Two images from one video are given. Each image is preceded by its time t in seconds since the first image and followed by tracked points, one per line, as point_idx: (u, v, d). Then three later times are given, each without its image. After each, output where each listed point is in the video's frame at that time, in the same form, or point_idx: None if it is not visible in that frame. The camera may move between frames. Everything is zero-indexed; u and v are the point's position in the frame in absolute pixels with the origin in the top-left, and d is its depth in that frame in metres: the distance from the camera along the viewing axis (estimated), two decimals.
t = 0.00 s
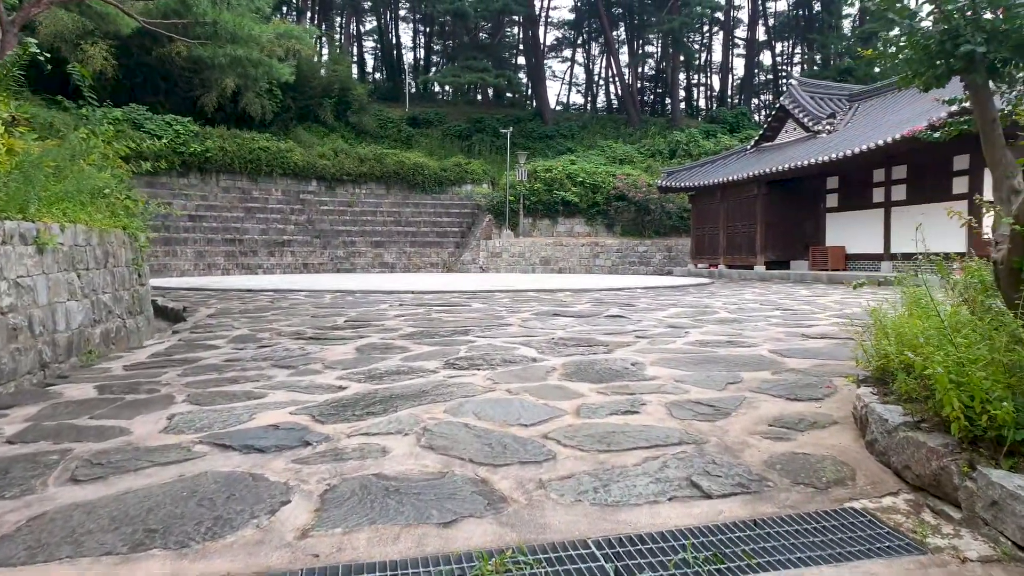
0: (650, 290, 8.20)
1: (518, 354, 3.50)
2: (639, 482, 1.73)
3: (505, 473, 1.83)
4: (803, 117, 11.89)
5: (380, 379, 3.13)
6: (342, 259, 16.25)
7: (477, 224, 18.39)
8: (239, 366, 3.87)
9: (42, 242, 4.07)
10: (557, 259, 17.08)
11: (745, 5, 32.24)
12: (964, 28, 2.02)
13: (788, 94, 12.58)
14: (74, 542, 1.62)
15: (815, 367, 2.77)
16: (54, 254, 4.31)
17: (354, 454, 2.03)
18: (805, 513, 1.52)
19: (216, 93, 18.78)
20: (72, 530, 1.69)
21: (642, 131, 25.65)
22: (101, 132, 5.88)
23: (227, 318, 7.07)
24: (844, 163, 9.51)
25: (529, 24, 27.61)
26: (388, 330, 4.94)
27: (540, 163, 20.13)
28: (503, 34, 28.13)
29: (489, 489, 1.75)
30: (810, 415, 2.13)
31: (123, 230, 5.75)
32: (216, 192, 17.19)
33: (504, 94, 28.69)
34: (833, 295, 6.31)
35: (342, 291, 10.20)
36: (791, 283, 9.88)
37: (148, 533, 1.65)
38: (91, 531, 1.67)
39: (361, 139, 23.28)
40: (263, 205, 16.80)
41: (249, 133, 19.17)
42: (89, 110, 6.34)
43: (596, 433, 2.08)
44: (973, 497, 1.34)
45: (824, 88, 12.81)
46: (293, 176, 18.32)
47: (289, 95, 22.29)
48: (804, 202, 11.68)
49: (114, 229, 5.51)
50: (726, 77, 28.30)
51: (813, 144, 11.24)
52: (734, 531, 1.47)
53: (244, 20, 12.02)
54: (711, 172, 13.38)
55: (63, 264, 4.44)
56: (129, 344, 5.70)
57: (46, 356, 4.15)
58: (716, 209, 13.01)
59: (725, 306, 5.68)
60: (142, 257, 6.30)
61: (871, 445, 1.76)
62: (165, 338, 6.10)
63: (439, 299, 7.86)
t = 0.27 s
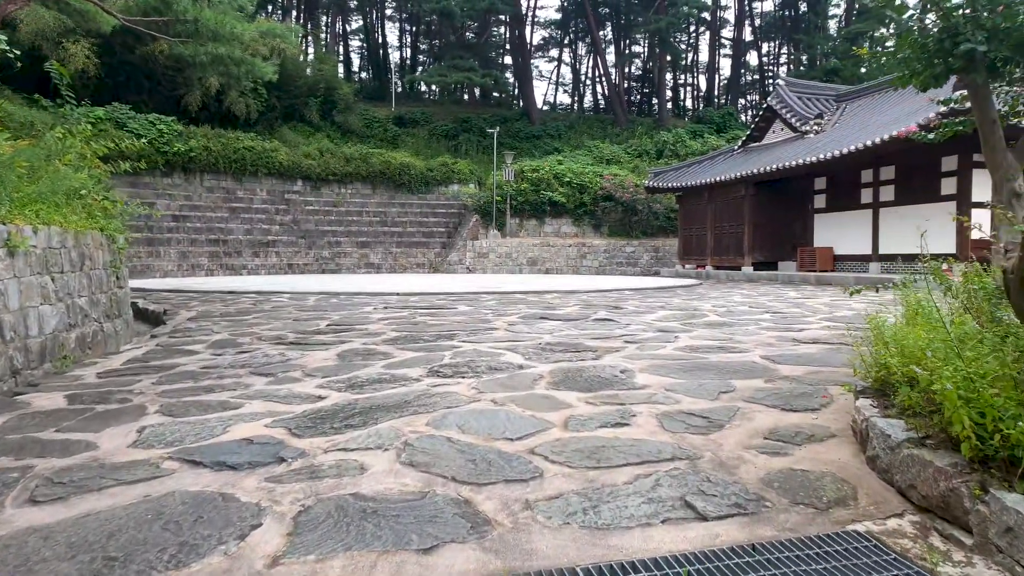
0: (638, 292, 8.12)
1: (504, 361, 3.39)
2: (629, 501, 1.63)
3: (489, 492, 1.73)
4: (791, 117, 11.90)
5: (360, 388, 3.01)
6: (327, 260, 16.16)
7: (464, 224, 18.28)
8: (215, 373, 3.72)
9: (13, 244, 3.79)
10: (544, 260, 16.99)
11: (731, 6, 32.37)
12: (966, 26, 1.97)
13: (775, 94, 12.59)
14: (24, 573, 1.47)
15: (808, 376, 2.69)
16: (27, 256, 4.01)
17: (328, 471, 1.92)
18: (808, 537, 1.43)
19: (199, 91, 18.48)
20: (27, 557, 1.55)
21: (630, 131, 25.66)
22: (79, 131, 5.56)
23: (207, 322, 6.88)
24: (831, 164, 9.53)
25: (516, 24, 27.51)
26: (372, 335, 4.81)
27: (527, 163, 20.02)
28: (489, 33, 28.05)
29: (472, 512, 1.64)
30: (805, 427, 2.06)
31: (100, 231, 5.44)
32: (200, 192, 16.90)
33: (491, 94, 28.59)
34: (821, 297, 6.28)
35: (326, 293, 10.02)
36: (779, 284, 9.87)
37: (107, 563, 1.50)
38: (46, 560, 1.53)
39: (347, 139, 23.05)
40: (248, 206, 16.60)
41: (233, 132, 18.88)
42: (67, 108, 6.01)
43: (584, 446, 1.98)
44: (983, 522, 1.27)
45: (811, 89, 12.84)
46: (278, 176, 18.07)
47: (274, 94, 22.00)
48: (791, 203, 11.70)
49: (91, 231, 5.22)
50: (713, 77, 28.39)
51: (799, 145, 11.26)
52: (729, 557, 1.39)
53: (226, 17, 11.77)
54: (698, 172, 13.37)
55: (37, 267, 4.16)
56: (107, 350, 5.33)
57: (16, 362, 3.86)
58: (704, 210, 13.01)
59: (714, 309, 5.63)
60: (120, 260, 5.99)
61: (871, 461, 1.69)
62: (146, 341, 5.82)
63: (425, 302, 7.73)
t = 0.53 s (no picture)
0: (635, 294, 8.05)
1: (499, 368, 3.30)
2: (635, 523, 1.53)
3: (486, 512, 1.62)
4: (787, 117, 11.87)
5: (350, 398, 2.91)
6: (321, 260, 16.09)
7: (458, 225, 18.20)
8: (202, 380, 3.60)
9: None
10: (540, 261, 16.91)
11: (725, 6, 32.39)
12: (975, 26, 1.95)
13: (772, 95, 12.56)
14: None
15: (813, 386, 2.62)
16: (12, 259, 3.79)
17: (315, 488, 1.82)
18: (825, 563, 1.34)
19: (192, 91, 18.34)
20: None
21: (625, 132, 25.63)
22: (68, 130, 5.35)
23: (197, 326, 6.73)
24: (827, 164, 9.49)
25: (510, 24, 27.46)
26: (365, 341, 4.70)
27: (522, 163, 19.95)
28: (483, 33, 28.00)
29: (468, 534, 1.53)
30: (813, 442, 1.98)
31: (89, 234, 5.22)
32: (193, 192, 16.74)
33: (485, 94, 28.52)
34: (819, 300, 6.22)
35: (319, 295, 9.90)
36: (776, 285, 9.81)
37: None
38: None
39: (341, 139, 22.93)
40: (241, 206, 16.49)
41: (226, 132, 18.73)
42: (56, 107, 5.79)
43: (586, 461, 1.88)
44: (1011, 548, 1.19)
45: (807, 89, 12.82)
46: (271, 176, 17.94)
47: (267, 94, 21.86)
48: (786, 205, 11.67)
49: (80, 233, 5.01)
50: (708, 77, 28.41)
51: (796, 146, 11.23)
52: None
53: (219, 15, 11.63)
54: (694, 173, 13.33)
55: (25, 268, 3.94)
56: (96, 354, 5.09)
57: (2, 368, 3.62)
58: (700, 211, 12.96)
59: (712, 313, 5.56)
60: (110, 263, 5.77)
61: (884, 479, 1.62)
62: (137, 345, 5.62)
63: (419, 305, 7.60)
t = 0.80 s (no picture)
0: (634, 296, 7.97)
1: (500, 375, 3.22)
2: (649, 545, 1.44)
3: (490, 535, 1.54)
4: (786, 117, 11.82)
5: (347, 407, 2.83)
6: (317, 261, 15.98)
7: (455, 226, 18.12)
8: (195, 388, 3.50)
9: None
10: (537, 261, 16.82)
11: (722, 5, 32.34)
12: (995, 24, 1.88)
13: (771, 94, 12.50)
14: None
15: (823, 393, 2.55)
16: None
17: (310, 508, 1.73)
18: None
19: (188, 91, 18.21)
20: None
21: (622, 131, 25.56)
22: (59, 131, 5.20)
23: (191, 329, 6.62)
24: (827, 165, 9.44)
25: (507, 23, 27.37)
26: (362, 346, 4.61)
27: (519, 164, 19.86)
28: (480, 33, 27.92)
29: (472, 559, 1.44)
30: (828, 455, 1.90)
31: (80, 237, 5.08)
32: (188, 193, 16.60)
33: (482, 94, 28.41)
34: (821, 302, 6.16)
35: (315, 297, 9.80)
36: (776, 286, 9.76)
37: None
38: None
39: (337, 139, 22.81)
40: (237, 207, 16.41)
41: (221, 133, 18.59)
42: (48, 108, 5.64)
43: (594, 478, 1.80)
44: None
45: (806, 88, 12.77)
46: (267, 177, 17.81)
47: (263, 94, 21.72)
48: (785, 206, 11.62)
49: (72, 236, 4.89)
50: (705, 77, 28.37)
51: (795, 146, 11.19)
52: None
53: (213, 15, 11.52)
54: (692, 173, 13.27)
55: (14, 272, 3.82)
56: (88, 359, 4.97)
57: None
58: (698, 211, 12.90)
59: (713, 314, 5.49)
60: (102, 266, 5.66)
61: (909, 498, 1.53)
62: (130, 351, 5.48)
63: (416, 307, 7.50)
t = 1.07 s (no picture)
0: (634, 298, 7.90)
1: (501, 385, 3.14)
2: None
3: (497, 564, 1.45)
4: (784, 117, 11.78)
5: (344, 420, 2.74)
6: (313, 262, 15.88)
7: (452, 227, 18.04)
8: (187, 398, 3.41)
9: None
10: (535, 262, 16.74)
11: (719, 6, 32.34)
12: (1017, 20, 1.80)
13: (769, 95, 12.45)
14: None
15: (835, 404, 2.48)
16: None
17: (306, 534, 1.65)
18: None
19: (183, 91, 18.09)
20: None
21: (619, 132, 25.52)
22: (48, 132, 5.09)
23: (184, 334, 6.52)
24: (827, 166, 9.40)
25: (504, 23, 27.31)
26: (359, 353, 4.53)
27: (516, 164, 19.79)
28: (476, 33, 27.86)
29: None
30: (847, 473, 1.82)
31: (70, 240, 4.98)
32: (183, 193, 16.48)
33: (479, 93, 28.34)
34: (824, 305, 6.10)
35: (311, 300, 9.71)
36: (775, 288, 9.70)
37: None
38: None
39: (333, 139, 22.70)
40: (232, 207, 16.31)
41: (217, 133, 18.47)
42: (37, 107, 5.53)
43: (604, 501, 1.72)
44: None
45: (805, 89, 12.73)
46: (263, 177, 17.69)
47: (259, 94, 21.59)
48: (784, 207, 11.58)
49: (61, 238, 4.78)
50: (702, 77, 28.36)
51: (794, 147, 11.14)
52: None
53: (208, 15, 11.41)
54: (690, 173, 13.23)
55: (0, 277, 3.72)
56: (78, 366, 4.87)
57: None
58: (696, 212, 12.86)
59: (715, 318, 5.42)
60: (93, 269, 5.54)
61: (938, 523, 1.46)
62: (121, 357, 5.37)
63: (414, 311, 7.41)
